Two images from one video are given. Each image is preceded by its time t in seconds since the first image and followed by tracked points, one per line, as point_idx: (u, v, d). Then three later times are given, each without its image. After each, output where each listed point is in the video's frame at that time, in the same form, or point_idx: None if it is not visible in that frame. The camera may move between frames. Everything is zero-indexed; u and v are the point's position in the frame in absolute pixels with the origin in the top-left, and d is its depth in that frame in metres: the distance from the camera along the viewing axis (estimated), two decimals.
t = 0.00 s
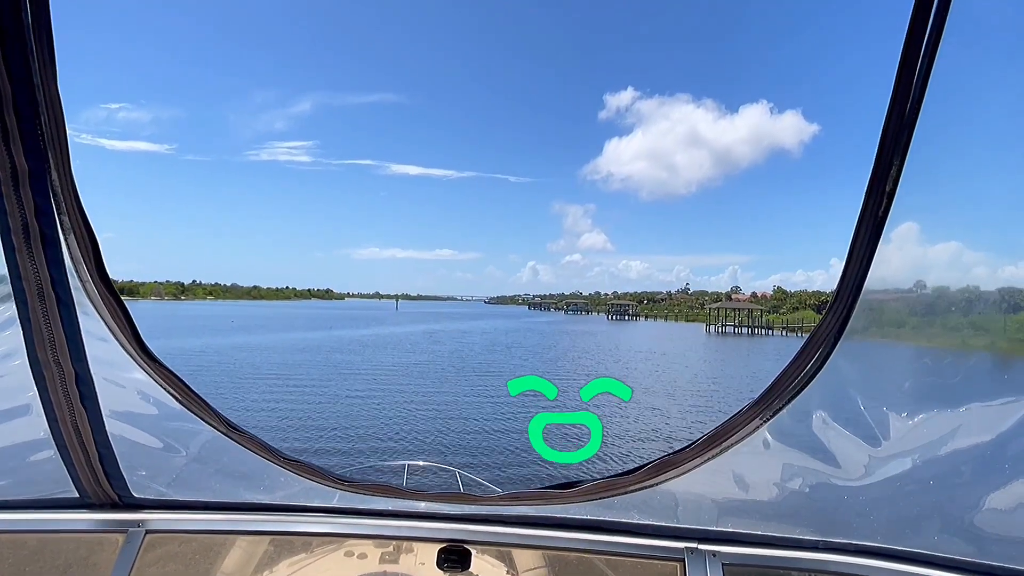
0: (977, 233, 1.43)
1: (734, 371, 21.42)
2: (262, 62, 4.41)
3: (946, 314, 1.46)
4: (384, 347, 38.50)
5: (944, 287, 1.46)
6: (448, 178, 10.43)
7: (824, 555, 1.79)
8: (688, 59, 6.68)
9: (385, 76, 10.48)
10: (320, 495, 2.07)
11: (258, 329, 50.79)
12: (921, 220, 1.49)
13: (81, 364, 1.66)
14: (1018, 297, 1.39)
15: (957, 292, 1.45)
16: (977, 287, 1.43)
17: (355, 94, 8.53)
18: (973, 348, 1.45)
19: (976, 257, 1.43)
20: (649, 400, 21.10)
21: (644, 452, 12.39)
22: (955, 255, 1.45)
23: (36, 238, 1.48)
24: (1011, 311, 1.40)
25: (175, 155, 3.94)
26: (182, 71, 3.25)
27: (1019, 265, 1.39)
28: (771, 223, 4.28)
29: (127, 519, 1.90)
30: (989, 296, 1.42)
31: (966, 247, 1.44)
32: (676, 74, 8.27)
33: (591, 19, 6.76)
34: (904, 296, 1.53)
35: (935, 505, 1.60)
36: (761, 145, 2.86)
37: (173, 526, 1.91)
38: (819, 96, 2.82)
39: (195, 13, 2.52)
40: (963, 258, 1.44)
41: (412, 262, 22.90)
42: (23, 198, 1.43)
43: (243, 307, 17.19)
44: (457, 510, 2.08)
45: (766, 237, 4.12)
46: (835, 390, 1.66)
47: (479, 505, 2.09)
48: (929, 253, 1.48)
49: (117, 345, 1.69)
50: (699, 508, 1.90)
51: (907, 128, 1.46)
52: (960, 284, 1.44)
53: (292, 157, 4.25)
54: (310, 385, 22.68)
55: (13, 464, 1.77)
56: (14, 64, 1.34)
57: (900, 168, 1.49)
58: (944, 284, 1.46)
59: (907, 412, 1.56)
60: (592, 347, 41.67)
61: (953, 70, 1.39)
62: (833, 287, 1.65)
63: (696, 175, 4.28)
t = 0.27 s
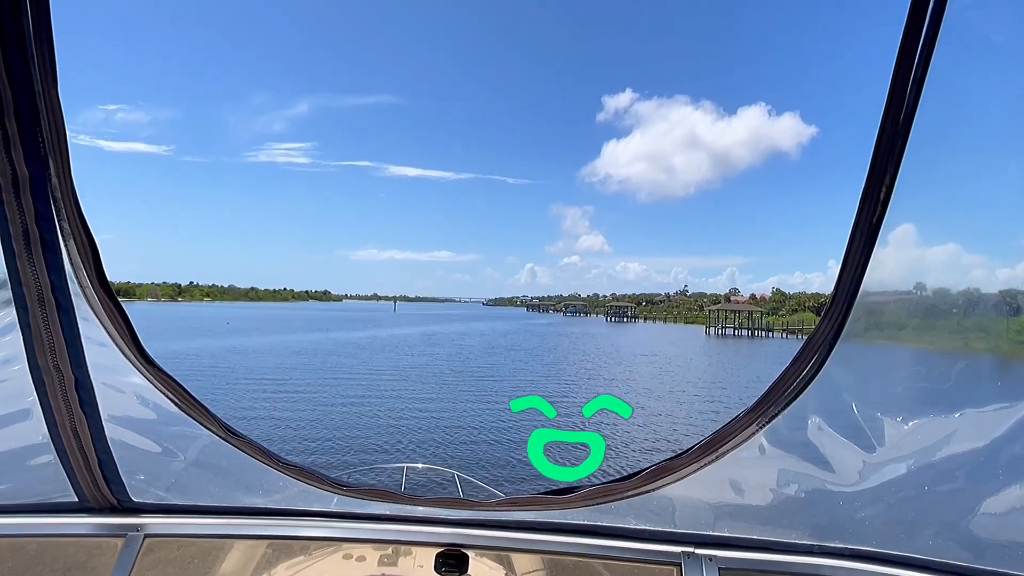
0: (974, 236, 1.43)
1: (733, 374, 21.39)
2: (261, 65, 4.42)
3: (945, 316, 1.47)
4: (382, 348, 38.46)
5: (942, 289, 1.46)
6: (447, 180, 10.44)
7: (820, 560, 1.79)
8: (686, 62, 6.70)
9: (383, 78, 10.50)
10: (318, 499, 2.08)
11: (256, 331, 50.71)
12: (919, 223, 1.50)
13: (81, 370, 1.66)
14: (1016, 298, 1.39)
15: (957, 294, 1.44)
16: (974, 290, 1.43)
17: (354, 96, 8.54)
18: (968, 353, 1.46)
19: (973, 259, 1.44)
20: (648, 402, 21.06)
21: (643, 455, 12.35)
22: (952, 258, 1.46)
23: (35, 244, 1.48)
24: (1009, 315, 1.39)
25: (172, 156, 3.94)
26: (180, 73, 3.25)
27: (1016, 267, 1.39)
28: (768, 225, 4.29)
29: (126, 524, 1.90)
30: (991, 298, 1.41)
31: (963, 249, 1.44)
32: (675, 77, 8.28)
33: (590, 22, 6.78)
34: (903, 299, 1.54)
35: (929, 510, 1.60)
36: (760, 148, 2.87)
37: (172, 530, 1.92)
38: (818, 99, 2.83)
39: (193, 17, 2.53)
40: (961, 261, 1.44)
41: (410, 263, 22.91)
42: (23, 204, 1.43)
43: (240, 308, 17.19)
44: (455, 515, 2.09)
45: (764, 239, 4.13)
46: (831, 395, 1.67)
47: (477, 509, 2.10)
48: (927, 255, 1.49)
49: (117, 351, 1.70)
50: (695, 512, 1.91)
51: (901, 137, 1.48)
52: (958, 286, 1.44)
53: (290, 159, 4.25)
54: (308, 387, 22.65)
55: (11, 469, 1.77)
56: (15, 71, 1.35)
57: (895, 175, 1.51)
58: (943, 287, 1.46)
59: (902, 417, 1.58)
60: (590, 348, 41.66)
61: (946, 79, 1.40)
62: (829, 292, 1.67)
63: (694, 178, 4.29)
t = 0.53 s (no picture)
0: (969, 239, 1.45)
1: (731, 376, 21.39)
2: (259, 66, 4.42)
3: (945, 318, 1.47)
4: (380, 351, 38.41)
5: (940, 290, 1.48)
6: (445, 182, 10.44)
7: (817, 563, 1.80)
8: (683, 65, 6.72)
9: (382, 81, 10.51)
10: (316, 503, 2.08)
11: (253, 332, 50.62)
12: (916, 224, 1.52)
13: (81, 375, 1.67)
14: (1013, 301, 1.40)
15: (957, 296, 1.46)
16: (967, 290, 1.45)
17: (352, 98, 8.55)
18: (963, 358, 1.46)
19: (969, 261, 1.45)
20: (647, 405, 21.01)
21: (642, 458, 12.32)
22: (950, 260, 1.47)
23: (36, 248, 1.48)
24: (1007, 317, 1.40)
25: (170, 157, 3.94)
26: (177, 74, 3.24)
27: (1012, 269, 1.40)
28: (766, 228, 4.30)
29: (125, 527, 1.90)
30: (990, 299, 1.42)
31: (959, 251, 1.46)
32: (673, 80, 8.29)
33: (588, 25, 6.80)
34: (902, 300, 1.55)
35: (925, 513, 1.61)
36: (757, 149, 2.89)
37: (172, 533, 1.92)
38: (816, 103, 2.85)
39: (191, 19, 2.53)
40: (956, 263, 1.46)
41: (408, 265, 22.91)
42: (24, 209, 1.44)
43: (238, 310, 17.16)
44: (454, 518, 2.09)
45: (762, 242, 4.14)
46: (827, 399, 1.68)
47: (476, 513, 2.10)
48: (924, 257, 1.51)
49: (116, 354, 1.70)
50: (692, 516, 1.92)
51: (896, 144, 1.50)
52: (956, 288, 1.46)
53: (288, 161, 4.24)
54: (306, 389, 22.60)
55: (10, 472, 1.77)
56: (15, 78, 1.36)
57: (891, 180, 1.53)
58: (943, 288, 1.47)
59: (898, 421, 1.59)
60: (589, 350, 41.64)
61: (940, 86, 1.42)
62: (826, 295, 1.68)
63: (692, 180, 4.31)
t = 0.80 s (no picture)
0: (967, 241, 1.44)
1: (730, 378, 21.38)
2: (257, 67, 4.42)
3: (945, 320, 1.46)
4: (379, 352, 38.39)
5: (940, 293, 1.46)
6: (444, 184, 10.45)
7: (815, 566, 1.80)
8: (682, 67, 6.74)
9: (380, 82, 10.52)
10: (314, 506, 2.07)
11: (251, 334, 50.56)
12: (912, 227, 1.52)
13: (76, 376, 1.66)
14: (1013, 303, 1.38)
15: (958, 298, 1.44)
16: (965, 292, 1.44)
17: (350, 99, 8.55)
18: (964, 360, 1.45)
19: (967, 264, 1.44)
20: (645, 407, 21.00)
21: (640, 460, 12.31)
22: (947, 261, 1.47)
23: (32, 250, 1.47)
24: (1005, 319, 1.39)
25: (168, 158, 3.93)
26: (175, 75, 3.23)
27: (1010, 271, 1.39)
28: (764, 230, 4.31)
29: (121, 529, 1.89)
30: (990, 302, 1.41)
31: (957, 254, 1.45)
32: (672, 82, 8.29)
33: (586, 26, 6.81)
34: (902, 303, 1.54)
35: (925, 516, 1.60)
36: (755, 151, 2.89)
37: (168, 536, 1.91)
38: (815, 104, 2.84)
39: (189, 20, 2.53)
40: (954, 265, 1.45)
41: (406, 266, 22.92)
42: (19, 210, 1.44)
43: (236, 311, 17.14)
44: (451, 520, 2.08)
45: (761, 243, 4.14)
46: (826, 401, 1.68)
47: (474, 515, 2.09)
48: (921, 259, 1.50)
49: (112, 356, 1.69)
50: (691, 518, 1.91)
51: (896, 146, 1.50)
52: (956, 289, 1.45)
53: (286, 162, 4.24)
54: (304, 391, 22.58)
55: (6, 475, 1.76)
56: (12, 79, 1.35)
57: (890, 181, 1.53)
58: (942, 290, 1.46)
59: (897, 424, 1.58)
60: (588, 352, 41.68)
61: (940, 88, 1.42)
62: (825, 297, 1.68)
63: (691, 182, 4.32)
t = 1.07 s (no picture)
0: (966, 242, 1.44)
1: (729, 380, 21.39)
2: (255, 66, 4.41)
3: (946, 321, 1.46)
4: (377, 355, 38.33)
5: (940, 295, 1.47)
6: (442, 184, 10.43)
7: (816, 568, 1.78)
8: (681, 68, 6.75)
9: (379, 82, 10.52)
10: (310, 507, 2.05)
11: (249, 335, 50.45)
12: (910, 228, 1.52)
13: (72, 375, 1.65)
14: (1013, 305, 1.38)
15: (958, 300, 1.44)
16: (966, 295, 1.44)
17: (349, 99, 8.55)
18: (963, 361, 1.45)
19: (966, 266, 1.44)
20: (643, 409, 20.99)
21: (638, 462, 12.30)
22: (946, 264, 1.47)
23: (27, 248, 1.47)
24: (1003, 319, 1.39)
25: (167, 158, 3.92)
26: (173, 75, 3.22)
27: (1008, 273, 1.39)
28: (763, 231, 4.30)
29: (118, 530, 1.88)
30: (991, 303, 1.40)
31: (955, 256, 1.45)
32: (670, 83, 8.30)
33: (585, 28, 6.82)
34: (902, 304, 1.54)
35: (926, 518, 1.59)
36: (754, 153, 2.89)
37: (165, 537, 1.90)
38: (814, 105, 2.84)
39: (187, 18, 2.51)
40: (953, 267, 1.46)
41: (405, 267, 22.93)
42: (14, 209, 1.43)
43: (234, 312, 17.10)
44: (449, 522, 2.07)
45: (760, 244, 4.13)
46: (826, 403, 1.67)
47: (473, 517, 2.08)
48: (919, 262, 1.50)
49: (108, 356, 1.68)
50: (690, 520, 1.90)
51: (896, 146, 1.50)
52: (956, 291, 1.45)
53: (285, 163, 4.23)
54: (302, 393, 22.53)
55: (2, 475, 1.74)
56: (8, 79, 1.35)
57: (890, 181, 1.53)
58: (942, 293, 1.46)
59: (897, 425, 1.57)
60: (586, 354, 41.67)
61: (940, 88, 1.42)
62: (825, 298, 1.69)
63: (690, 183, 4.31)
